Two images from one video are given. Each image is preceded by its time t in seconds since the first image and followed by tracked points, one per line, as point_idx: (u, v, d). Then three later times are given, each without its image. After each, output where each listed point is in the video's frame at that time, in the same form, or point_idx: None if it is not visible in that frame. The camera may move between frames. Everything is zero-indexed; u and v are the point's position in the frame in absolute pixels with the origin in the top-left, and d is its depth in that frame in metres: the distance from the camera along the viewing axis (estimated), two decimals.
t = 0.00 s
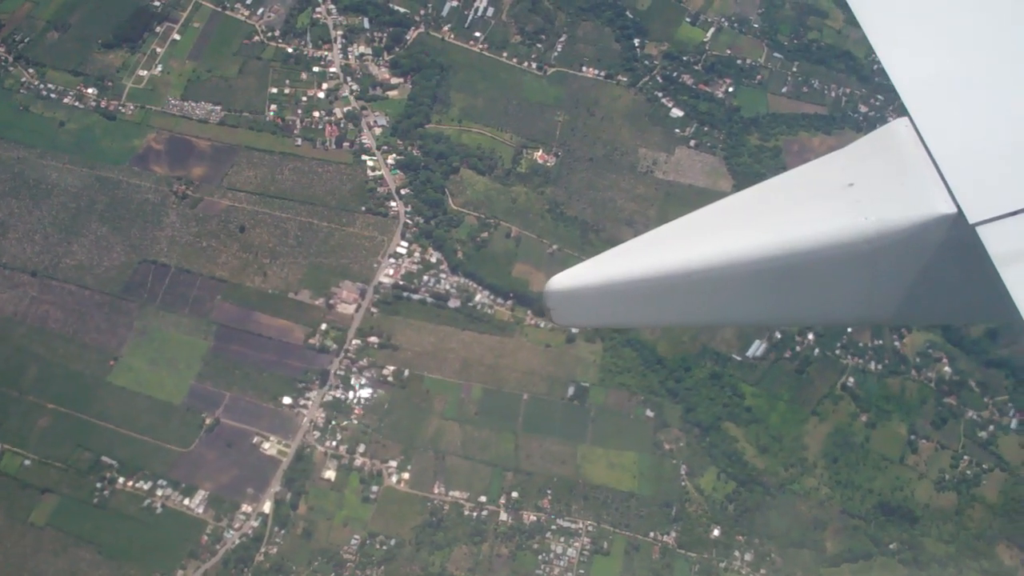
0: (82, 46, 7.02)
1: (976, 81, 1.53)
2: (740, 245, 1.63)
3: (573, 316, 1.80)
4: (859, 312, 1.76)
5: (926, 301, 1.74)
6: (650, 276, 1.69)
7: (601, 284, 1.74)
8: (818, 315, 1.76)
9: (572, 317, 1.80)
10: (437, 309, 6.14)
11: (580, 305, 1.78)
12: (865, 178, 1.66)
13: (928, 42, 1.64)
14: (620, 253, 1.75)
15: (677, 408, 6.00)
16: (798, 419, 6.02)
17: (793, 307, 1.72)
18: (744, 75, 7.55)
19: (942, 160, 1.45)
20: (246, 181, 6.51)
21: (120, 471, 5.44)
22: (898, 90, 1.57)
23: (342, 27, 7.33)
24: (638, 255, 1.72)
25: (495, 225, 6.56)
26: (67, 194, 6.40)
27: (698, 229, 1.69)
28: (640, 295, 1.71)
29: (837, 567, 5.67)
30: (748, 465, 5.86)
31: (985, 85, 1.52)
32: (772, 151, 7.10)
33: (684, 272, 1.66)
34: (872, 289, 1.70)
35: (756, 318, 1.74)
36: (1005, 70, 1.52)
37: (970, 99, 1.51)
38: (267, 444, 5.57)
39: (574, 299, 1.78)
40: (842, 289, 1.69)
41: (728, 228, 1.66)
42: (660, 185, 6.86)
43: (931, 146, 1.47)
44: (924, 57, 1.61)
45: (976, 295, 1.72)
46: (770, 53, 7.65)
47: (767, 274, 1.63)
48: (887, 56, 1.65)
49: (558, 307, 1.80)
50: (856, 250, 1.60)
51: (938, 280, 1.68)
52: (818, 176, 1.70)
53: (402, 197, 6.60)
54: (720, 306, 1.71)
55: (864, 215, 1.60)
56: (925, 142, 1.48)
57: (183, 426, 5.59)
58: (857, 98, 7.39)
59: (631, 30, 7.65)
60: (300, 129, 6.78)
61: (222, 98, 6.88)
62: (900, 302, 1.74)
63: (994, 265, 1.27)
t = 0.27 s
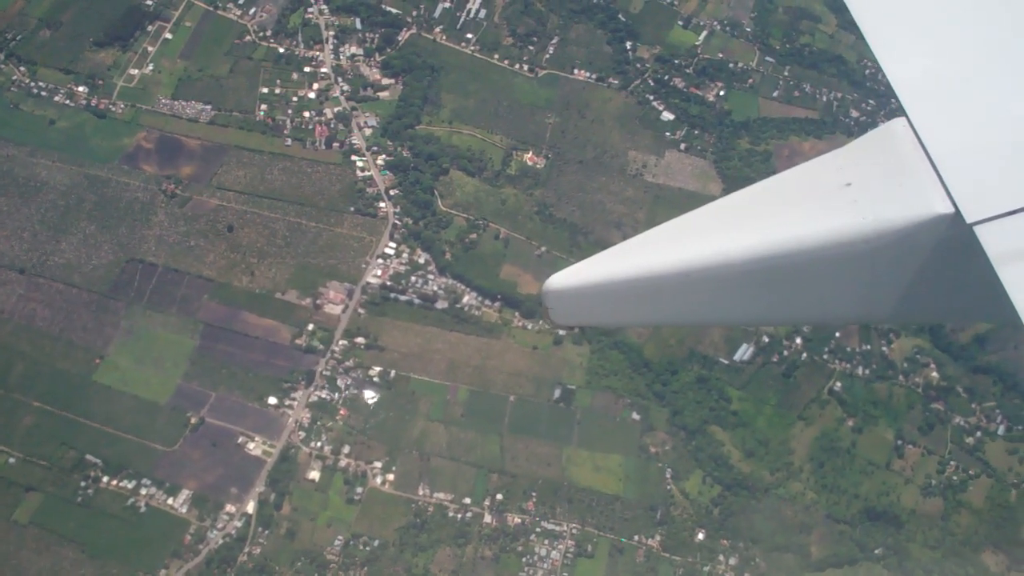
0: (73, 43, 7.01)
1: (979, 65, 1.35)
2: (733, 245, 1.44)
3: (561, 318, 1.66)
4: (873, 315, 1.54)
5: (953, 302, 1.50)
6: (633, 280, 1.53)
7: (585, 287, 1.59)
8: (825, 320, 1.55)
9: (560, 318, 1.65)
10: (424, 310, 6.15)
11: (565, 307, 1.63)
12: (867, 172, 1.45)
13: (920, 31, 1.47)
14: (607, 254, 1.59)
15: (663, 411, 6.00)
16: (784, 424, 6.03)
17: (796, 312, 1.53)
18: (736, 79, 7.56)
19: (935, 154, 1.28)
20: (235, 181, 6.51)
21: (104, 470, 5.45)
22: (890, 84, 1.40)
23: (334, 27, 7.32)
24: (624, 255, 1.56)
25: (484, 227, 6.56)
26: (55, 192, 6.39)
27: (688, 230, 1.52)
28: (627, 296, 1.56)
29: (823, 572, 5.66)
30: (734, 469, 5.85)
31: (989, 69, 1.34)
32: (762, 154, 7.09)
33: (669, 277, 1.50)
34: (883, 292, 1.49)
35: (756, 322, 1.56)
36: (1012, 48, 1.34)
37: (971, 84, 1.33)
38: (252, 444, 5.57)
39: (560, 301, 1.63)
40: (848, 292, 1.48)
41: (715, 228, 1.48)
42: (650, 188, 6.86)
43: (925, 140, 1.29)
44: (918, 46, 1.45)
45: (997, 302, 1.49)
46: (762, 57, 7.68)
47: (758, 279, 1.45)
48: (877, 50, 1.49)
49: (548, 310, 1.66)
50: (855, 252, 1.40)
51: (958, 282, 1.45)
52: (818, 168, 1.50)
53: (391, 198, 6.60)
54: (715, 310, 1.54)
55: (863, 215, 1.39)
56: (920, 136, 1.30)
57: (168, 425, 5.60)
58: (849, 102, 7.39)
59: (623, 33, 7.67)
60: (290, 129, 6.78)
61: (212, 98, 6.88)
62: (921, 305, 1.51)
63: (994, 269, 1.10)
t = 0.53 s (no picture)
0: (65, 44, 7.03)
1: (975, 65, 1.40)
2: (729, 244, 1.51)
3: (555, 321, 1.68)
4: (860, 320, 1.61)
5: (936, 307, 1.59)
6: (633, 278, 1.57)
7: (584, 286, 1.62)
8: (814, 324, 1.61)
9: (554, 318, 1.67)
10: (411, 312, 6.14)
11: (563, 308, 1.65)
12: (861, 175, 1.54)
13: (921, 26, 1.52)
14: (606, 254, 1.63)
15: (649, 415, 6.00)
16: (770, 430, 6.02)
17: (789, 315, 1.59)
18: (727, 83, 7.55)
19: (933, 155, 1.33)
20: (224, 182, 6.52)
21: (88, 471, 5.47)
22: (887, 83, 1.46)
23: (325, 28, 7.33)
24: (624, 255, 1.61)
25: (472, 230, 6.57)
26: (44, 192, 6.41)
27: (686, 230, 1.57)
28: (623, 297, 1.60)
29: None
30: (719, 474, 5.84)
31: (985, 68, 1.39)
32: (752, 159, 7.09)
33: (672, 275, 1.54)
34: (872, 296, 1.57)
35: (749, 327, 1.61)
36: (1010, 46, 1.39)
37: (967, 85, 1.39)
38: (236, 445, 5.59)
39: (557, 300, 1.65)
40: (840, 294, 1.55)
41: (716, 227, 1.55)
42: (639, 192, 6.86)
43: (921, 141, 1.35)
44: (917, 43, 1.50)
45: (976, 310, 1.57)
46: (753, 61, 7.68)
47: (757, 278, 1.51)
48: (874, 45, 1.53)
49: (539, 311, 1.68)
50: (854, 251, 1.48)
51: (944, 286, 1.54)
52: (815, 172, 1.58)
53: (380, 200, 6.60)
54: (709, 313, 1.59)
55: (860, 216, 1.48)
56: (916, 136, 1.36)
57: (152, 426, 5.61)
58: (840, 107, 7.35)
59: (615, 36, 7.66)
60: (280, 131, 6.79)
61: (203, 99, 6.89)
62: (907, 309, 1.60)
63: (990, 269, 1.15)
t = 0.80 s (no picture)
0: (57, 43, 7.04)
1: (974, 78, 1.55)
2: (739, 244, 1.72)
3: (577, 313, 1.91)
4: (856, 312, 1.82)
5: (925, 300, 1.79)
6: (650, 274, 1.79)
7: (606, 281, 1.84)
8: (814, 315, 1.83)
9: (583, 311, 1.90)
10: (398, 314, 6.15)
11: (586, 301, 1.88)
12: (862, 180, 1.73)
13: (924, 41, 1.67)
14: (625, 251, 1.85)
15: (636, 420, 5.99)
16: (755, 435, 6.01)
17: (789, 307, 1.81)
18: (719, 87, 7.55)
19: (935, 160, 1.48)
20: (213, 183, 6.52)
21: (72, 470, 5.48)
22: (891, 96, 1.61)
23: (317, 30, 7.34)
24: (641, 253, 1.82)
25: (460, 232, 6.57)
26: (33, 191, 6.42)
27: (699, 230, 1.79)
28: (639, 293, 1.82)
29: None
30: (704, 479, 5.84)
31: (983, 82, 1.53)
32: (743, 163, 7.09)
33: (685, 272, 1.76)
34: (867, 290, 1.77)
35: (758, 316, 1.83)
36: (1008, 61, 1.53)
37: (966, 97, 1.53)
38: (221, 446, 5.59)
39: (581, 293, 1.88)
40: (838, 289, 1.76)
41: (726, 229, 1.76)
42: (629, 196, 6.86)
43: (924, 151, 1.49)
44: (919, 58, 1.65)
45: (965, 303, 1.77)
46: (746, 65, 7.66)
47: (763, 275, 1.72)
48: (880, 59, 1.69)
49: (564, 304, 1.90)
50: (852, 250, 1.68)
51: (934, 281, 1.74)
52: (819, 175, 1.78)
53: (369, 202, 6.60)
54: (717, 307, 1.81)
55: (859, 217, 1.68)
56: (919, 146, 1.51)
57: (137, 426, 5.62)
58: (833, 112, 7.38)
59: (607, 39, 7.65)
60: (270, 132, 6.79)
61: (193, 99, 6.89)
62: (899, 303, 1.80)
63: (989, 268, 1.28)
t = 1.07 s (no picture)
0: (48, 45, 7.05)
1: (971, 79, 1.59)
2: (736, 246, 1.72)
3: (574, 317, 1.89)
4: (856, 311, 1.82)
5: (927, 299, 1.79)
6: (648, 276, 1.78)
7: (603, 284, 1.83)
8: (815, 315, 1.82)
9: (578, 316, 1.88)
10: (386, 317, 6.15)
11: (585, 304, 1.86)
12: (861, 179, 1.74)
13: (920, 40, 1.71)
14: (621, 252, 1.84)
15: (622, 424, 5.97)
16: (743, 440, 6.00)
17: (790, 307, 1.80)
18: (710, 91, 7.54)
19: (934, 162, 1.52)
20: (203, 185, 6.53)
21: (58, 472, 5.48)
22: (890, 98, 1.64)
23: (309, 32, 7.35)
24: (638, 256, 1.82)
25: (449, 235, 6.56)
26: (23, 193, 6.43)
27: (697, 232, 1.78)
28: (637, 296, 1.81)
29: None
30: (692, 483, 5.82)
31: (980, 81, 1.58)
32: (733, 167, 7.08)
33: (684, 275, 1.76)
34: (868, 290, 1.77)
35: (756, 318, 1.82)
36: (1005, 62, 1.58)
37: (962, 96, 1.58)
38: (206, 449, 5.61)
39: (580, 297, 1.86)
40: (838, 289, 1.76)
41: (723, 230, 1.75)
42: (619, 199, 6.85)
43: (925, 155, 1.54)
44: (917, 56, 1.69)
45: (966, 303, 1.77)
46: (737, 68, 7.67)
47: (763, 277, 1.72)
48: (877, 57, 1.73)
49: (562, 307, 1.88)
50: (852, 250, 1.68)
51: (934, 279, 1.74)
52: (817, 176, 1.78)
53: (358, 205, 6.60)
54: (716, 309, 1.80)
55: (858, 217, 1.68)
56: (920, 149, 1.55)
57: (124, 429, 5.64)
58: (824, 115, 7.39)
59: (598, 42, 7.65)
60: (260, 134, 6.79)
61: (184, 101, 6.90)
62: (899, 303, 1.80)
63: (989, 268, 1.33)
